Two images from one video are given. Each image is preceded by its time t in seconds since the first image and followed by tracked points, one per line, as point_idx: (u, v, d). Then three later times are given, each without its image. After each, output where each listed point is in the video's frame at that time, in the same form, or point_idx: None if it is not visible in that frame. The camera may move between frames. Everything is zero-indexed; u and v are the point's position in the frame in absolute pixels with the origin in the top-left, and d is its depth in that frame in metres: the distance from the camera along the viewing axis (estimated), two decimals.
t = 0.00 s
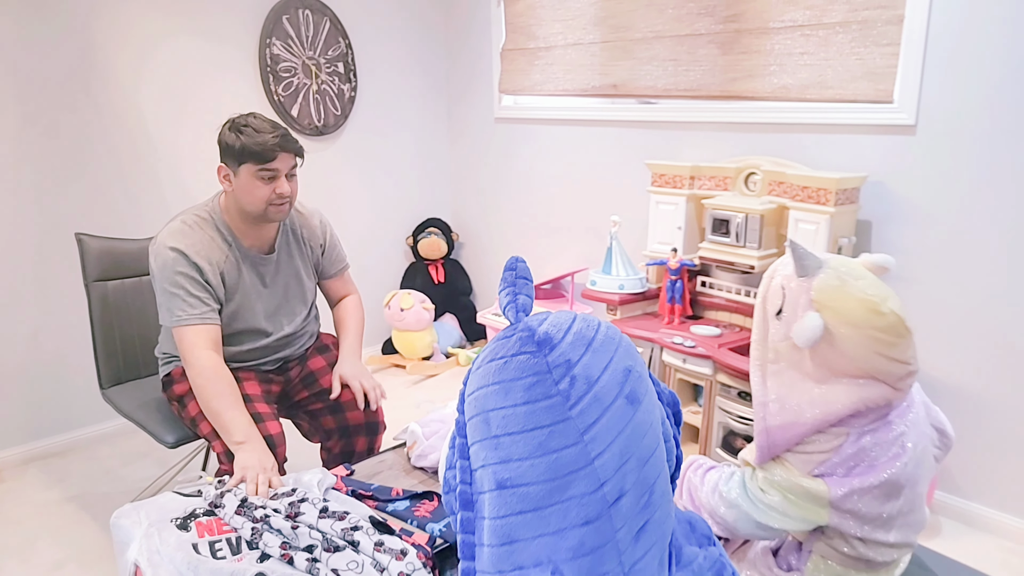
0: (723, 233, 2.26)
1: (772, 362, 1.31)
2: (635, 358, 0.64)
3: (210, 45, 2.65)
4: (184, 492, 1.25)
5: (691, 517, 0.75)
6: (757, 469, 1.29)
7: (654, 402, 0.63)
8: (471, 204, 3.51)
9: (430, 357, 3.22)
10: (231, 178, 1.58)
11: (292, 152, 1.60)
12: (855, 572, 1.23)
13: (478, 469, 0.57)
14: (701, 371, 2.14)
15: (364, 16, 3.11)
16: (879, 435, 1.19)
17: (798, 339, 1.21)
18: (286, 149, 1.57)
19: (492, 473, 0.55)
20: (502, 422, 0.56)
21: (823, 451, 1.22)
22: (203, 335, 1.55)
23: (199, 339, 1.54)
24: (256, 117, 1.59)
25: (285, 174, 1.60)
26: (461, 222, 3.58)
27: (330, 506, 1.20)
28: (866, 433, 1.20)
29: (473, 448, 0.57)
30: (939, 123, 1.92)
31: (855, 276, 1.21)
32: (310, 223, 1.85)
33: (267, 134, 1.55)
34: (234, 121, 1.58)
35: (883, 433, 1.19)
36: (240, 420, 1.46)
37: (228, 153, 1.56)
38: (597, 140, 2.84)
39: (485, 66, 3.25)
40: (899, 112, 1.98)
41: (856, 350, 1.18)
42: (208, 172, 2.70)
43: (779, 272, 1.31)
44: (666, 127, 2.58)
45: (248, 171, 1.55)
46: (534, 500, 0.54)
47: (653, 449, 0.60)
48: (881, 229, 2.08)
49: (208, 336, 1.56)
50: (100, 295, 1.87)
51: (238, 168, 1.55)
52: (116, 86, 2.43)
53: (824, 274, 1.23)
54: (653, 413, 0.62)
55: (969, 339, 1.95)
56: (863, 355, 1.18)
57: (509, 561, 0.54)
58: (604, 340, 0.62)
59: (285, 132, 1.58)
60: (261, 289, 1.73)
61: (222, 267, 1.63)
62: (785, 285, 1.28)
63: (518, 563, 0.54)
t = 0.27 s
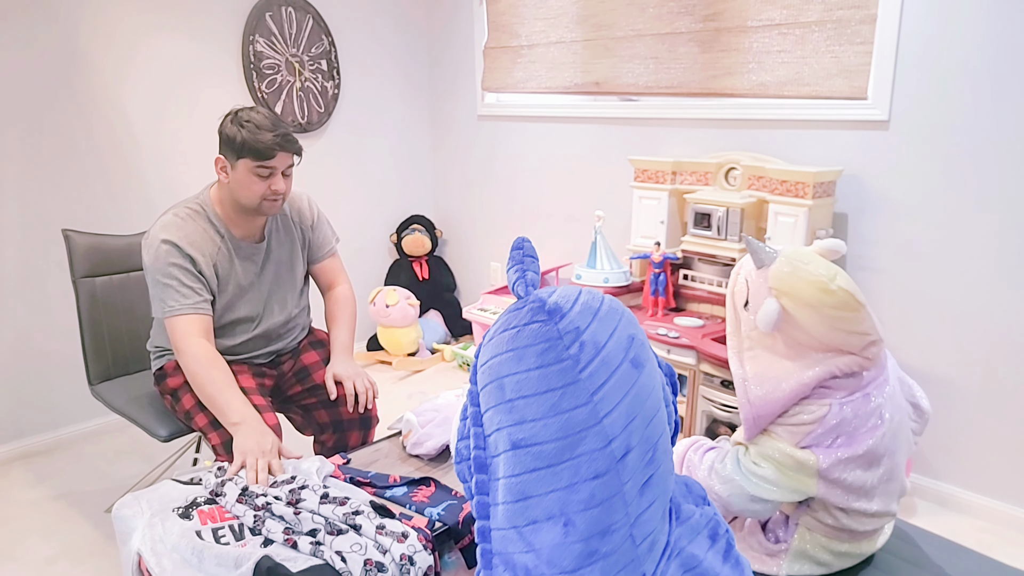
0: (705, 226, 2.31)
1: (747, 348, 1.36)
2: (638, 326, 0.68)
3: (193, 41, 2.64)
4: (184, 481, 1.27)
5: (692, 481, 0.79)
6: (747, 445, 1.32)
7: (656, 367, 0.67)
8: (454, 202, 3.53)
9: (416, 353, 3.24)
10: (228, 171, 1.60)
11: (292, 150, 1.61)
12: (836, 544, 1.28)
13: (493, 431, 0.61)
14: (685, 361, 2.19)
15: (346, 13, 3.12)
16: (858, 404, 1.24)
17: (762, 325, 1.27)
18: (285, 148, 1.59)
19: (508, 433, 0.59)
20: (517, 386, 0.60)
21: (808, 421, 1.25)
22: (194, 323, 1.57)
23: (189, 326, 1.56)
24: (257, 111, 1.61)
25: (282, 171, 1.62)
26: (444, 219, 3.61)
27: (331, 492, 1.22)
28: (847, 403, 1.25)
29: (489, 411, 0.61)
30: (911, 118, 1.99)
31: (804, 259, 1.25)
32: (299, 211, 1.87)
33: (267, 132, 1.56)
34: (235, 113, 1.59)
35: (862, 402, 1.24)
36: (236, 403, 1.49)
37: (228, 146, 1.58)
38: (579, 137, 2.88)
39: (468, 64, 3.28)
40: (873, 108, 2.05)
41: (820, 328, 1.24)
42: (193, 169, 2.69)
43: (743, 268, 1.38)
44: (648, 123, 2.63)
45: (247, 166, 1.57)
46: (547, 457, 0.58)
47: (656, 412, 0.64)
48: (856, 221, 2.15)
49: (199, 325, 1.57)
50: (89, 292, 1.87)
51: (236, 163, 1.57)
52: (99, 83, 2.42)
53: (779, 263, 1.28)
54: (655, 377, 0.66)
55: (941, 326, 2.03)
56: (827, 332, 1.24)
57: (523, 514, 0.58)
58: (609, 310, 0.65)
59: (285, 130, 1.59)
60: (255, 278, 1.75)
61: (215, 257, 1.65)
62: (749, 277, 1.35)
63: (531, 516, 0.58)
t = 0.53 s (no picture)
0: (703, 219, 2.31)
1: (748, 339, 1.36)
2: (655, 300, 0.69)
3: (186, 35, 2.62)
4: (190, 469, 1.34)
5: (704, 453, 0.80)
6: (758, 435, 1.31)
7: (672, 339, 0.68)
8: (450, 197, 3.53)
9: (412, 349, 3.24)
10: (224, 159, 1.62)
11: (284, 134, 1.63)
12: (840, 524, 1.29)
13: (514, 399, 0.62)
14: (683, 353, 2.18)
15: (340, 8, 3.11)
16: (862, 387, 1.24)
17: (759, 315, 1.27)
18: (277, 131, 1.61)
19: (528, 401, 0.60)
20: (539, 354, 0.61)
21: (812, 408, 1.25)
22: (192, 312, 1.58)
23: (190, 317, 1.58)
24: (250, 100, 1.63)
25: (276, 155, 1.63)
26: (440, 215, 3.60)
27: (339, 477, 1.30)
28: (851, 385, 1.24)
29: (510, 381, 0.62)
30: (907, 110, 2.00)
31: (794, 248, 1.26)
32: (300, 199, 1.86)
33: (260, 116, 1.59)
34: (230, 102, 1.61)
35: (865, 385, 1.24)
36: (242, 378, 1.54)
37: (223, 133, 1.60)
38: (575, 131, 2.88)
39: (463, 59, 3.28)
40: (868, 100, 2.06)
41: (815, 312, 1.24)
42: (188, 164, 2.68)
43: (738, 261, 1.39)
44: (644, 117, 2.63)
45: (240, 151, 1.58)
46: (568, 422, 0.59)
47: (673, 381, 0.65)
48: (852, 213, 2.16)
49: (200, 316, 1.60)
50: (87, 286, 1.86)
51: (230, 149, 1.59)
52: (91, 77, 2.40)
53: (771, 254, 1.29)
54: (672, 347, 0.67)
55: (936, 317, 2.05)
56: (822, 316, 1.24)
57: (545, 480, 0.59)
58: (627, 283, 0.66)
59: (278, 114, 1.61)
60: (256, 268, 1.75)
61: (215, 248, 1.66)
62: (744, 271, 1.35)
63: (552, 481, 0.59)
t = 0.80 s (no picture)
0: (702, 179, 2.31)
1: (751, 301, 1.32)
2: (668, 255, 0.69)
3: None
4: (202, 424, 1.39)
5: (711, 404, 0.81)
6: (762, 394, 1.27)
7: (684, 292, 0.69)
8: (447, 158, 3.50)
9: (411, 310, 3.26)
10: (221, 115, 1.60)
11: (278, 85, 1.61)
12: (838, 478, 1.23)
13: (528, 349, 0.63)
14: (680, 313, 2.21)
15: None
16: (865, 346, 1.20)
17: (762, 276, 1.23)
18: (273, 84, 1.59)
19: (542, 352, 0.61)
20: (554, 306, 0.61)
21: (815, 367, 1.21)
22: (210, 274, 1.59)
23: (207, 278, 1.58)
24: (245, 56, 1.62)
25: (273, 109, 1.62)
26: (437, 176, 3.58)
27: (347, 432, 1.35)
28: (855, 344, 1.20)
29: (525, 331, 0.63)
30: (910, 67, 1.99)
31: (798, 209, 1.20)
32: (300, 159, 1.85)
33: (253, 68, 1.57)
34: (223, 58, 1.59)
35: (868, 344, 1.20)
36: (254, 355, 1.54)
37: (218, 88, 1.58)
38: (574, 90, 2.85)
39: (459, 15, 3.22)
40: (871, 57, 2.04)
41: (816, 272, 1.20)
42: (182, 125, 2.64)
43: (745, 223, 1.33)
44: (643, 75, 2.60)
45: (236, 105, 1.57)
46: (580, 373, 0.60)
47: (684, 334, 0.66)
48: (851, 172, 2.16)
49: (216, 277, 1.60)
50: (87, 247, 1.87)
51: (226, 103, 1.58)
52: (81, 36, 2.35)
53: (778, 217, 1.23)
54: (683, 300, 0.68)
55: (932, 275, 2.07)
56: (822, 276, 1.19)
57: (558, 427, 0.61)
58: (641, 238, 0.66)
59: (270, 66, 1.60)
60: (260, 228, 1.75)
61: (220, 207, 1.66)
62: (751, 233, 1.30)
63: (564, 429, 0.61)
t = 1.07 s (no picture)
0: (701, 171, 2.34)
1: (752, 297, 1.35)
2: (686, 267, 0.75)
3: None
4: (215, 415, 1.43)
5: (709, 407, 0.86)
6: (762, 388, 1.30)
7: (698, 302, 0.74)
8: (447, 149, 3.52)
9: (412, 301, 3.29)
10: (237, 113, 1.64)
11: (293, 86, 1.64)
12: (836, 468, 1.27)
13: (548, 347, 0.66)
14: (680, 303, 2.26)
15: None
16: (863, 341, 1.23)
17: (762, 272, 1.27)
18: (287, 83, 1.63)
19: (562, 350, 0.65)
20: (579, 308, 0.66)
21: (814, 361, 1.25)
22: (219, 266, 1.62)
23: (213, 270, 1.61)
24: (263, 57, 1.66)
25: (287, 107, 1.65)
26: (437, 167, 3.60)
27: (357, 423, 1.39)
28: (852, 340, 1.24)
29: (546, 329, 0.67)
30: (907, 61, 2.02)
31: (800, 206, 1.24)
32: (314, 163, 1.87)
33: (269, 67, 1.61)
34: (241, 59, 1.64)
35: (866, 339, 1.23)
36: (265, 347, 1.57)
37: (234, 87, 1.62)
38: (574, 82, 2.87)
39: (459, 7, 3.23)
40: (868, 51, 2.07)
41: (814, 268, 1.23)
42: (185, 117, 2.66)
43: (744, 221, 1.37)
44: (642, 68, 2.62)
45: (252, 102, 1.61)
46: (598, 372, 0.64)
47: (697, 340, 0.71)
48: (849, 165, 2.19)
49: (224, 269, 1.63)
50: (96, 241, 1.92)
51: (243, 100, 1.61)
52: (85, 29, 2.37)
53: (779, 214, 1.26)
54: (697, 310, 0.73)
55: (928, 267, 2.10)
56: (820, 272, 1.23)
57: (575, 422, 0.64)
58: (663, 250, 0.72)
59: (287, 67, 1.63)
60: (268, 225, 1.78)
61: (230, 202, 1.68)
62: (751, 231, 1.33)
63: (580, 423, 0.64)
